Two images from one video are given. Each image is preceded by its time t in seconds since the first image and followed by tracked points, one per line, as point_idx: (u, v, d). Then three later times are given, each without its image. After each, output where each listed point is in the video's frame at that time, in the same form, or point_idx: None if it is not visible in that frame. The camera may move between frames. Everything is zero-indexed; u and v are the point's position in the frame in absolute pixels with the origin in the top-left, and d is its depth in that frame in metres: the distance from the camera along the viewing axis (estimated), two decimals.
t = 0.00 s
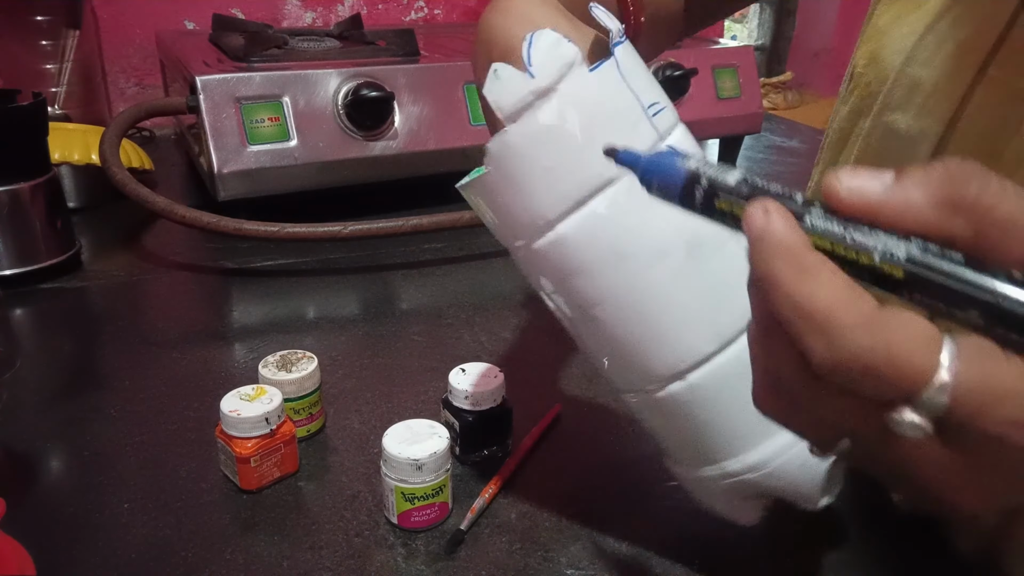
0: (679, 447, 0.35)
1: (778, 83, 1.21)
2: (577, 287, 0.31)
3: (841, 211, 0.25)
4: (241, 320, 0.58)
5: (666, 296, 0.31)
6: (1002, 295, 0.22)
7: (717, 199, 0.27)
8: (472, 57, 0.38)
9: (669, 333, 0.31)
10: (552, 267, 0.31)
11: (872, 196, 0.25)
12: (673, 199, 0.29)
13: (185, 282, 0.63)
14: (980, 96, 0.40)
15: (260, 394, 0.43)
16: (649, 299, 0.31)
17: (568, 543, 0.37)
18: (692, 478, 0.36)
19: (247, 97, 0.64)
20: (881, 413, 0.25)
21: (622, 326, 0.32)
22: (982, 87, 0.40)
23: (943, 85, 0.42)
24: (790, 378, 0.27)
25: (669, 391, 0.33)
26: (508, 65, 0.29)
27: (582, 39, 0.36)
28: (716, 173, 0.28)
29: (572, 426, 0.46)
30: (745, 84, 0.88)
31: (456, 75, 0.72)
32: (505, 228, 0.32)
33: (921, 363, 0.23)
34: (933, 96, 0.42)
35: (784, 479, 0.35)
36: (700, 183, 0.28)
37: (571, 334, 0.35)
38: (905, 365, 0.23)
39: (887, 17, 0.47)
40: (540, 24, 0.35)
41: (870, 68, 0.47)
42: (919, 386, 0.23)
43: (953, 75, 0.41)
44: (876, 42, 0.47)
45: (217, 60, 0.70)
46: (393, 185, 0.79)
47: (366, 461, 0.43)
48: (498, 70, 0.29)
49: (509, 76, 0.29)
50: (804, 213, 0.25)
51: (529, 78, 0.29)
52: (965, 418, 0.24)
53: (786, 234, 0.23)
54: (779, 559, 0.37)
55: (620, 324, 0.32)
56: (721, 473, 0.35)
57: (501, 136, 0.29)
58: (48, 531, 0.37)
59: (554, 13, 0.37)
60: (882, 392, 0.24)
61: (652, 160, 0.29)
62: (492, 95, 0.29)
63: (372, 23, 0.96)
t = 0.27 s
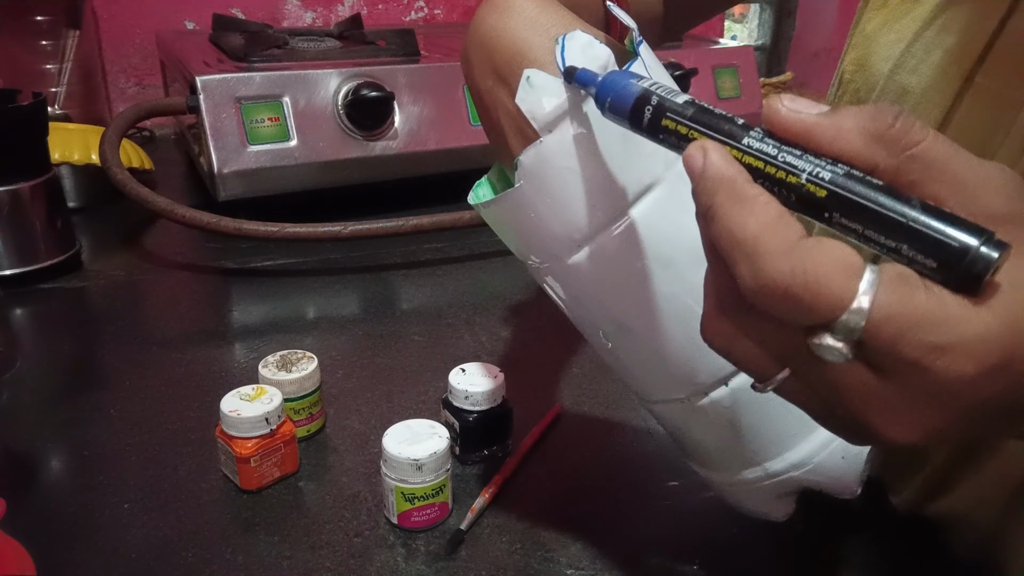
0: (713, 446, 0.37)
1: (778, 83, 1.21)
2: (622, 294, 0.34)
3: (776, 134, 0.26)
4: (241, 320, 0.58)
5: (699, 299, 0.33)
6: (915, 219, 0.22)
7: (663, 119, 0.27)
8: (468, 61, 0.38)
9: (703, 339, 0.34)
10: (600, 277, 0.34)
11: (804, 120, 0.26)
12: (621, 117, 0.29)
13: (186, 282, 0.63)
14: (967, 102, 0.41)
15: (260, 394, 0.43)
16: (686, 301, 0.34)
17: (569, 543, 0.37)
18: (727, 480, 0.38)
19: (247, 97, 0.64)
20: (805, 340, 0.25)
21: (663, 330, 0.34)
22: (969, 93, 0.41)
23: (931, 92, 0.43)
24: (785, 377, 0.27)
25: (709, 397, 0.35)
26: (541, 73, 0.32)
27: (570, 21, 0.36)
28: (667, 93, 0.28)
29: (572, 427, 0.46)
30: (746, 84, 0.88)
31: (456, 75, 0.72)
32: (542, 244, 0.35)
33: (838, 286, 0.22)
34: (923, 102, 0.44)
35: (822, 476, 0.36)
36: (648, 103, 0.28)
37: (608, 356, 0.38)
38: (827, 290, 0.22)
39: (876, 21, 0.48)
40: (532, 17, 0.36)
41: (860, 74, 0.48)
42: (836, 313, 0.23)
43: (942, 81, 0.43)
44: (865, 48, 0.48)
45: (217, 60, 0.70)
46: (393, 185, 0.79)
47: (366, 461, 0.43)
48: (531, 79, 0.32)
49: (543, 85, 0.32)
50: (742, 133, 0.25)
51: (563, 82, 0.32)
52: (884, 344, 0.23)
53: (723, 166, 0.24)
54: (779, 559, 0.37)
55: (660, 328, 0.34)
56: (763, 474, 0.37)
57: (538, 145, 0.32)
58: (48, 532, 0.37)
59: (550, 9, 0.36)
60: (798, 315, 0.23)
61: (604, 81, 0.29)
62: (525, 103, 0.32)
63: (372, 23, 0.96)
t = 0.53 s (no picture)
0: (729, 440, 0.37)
1: (778, 83, 1.21)
2: (638, 286, 0.34)
3: (806, 167, 0.26)
4: (241, 320, 0.58)
5: (711, 288, 0.34)
6: (948, 256, 0.22)
7: (696, 148, 0.28)
8: (470, 60, 0.38)
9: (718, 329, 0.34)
10: (615, 270, 0.34)
11: (834, 154, 0.26)
12: (656, 146, 0.30)
13: (186, 282, 0.63)
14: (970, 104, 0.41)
15: (260, 394, 0.42)
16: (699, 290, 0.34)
17: (569, 543, 0.37)
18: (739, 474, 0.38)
19: (247, 97, 0.64)
20: (834, 372, 0.25)
21: (677, 320, 0.34)
22: (971, 96, 0.41)
23: (933, 94, 0.43)
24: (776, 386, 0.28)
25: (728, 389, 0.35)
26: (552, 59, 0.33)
27: (572, 14, 0.36)
28: (699, 122, 0.28)
29: (572, 427, 0.46)
30: (746, 84, 0.88)
31: (456, 75, 0.72)
32: (560, 237, 0.34)
33: (868, 323, 0.23)
34: (926, 104, 0.43)
35: (843, 467, 0.37)
36: (680, 132, 0.29)
37: (624, 355, 0.37)
38: (858, 327, 0.23)
39: (878, 24, 0.48)
40: (535, 13, 0.36)
41: (861, 75, 0.48)
42: (867, 349, 0.23)
43: (945, 83, 0.42)
44: (867, 50, 0.48)
45: (218, 60, 0.70)
46: (392, 185, 0.78)
47: (366, 461, 0.43)
48: (543, 64, 0.32)
49: (554, 70, 0.32)
50: (774, 164, 0.26)
51: (575, 71, 0.32)
52: (913, 376, 0.23)
53: (754, 197, 0.24)
54: (779, 558, 0.37)
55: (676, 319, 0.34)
56: (786, 467, 0.36)
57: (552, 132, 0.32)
58: (48, 532, 0.37)
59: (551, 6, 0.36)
60: (826, 349, 0.24)
61: (637, 108, 0.30)
62: (538, 88, 0.33)
63: (372, 23, 0.96)
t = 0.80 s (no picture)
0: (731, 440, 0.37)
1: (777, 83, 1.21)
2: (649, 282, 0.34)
3: (774, 115, 0.25)
4: (241, 320, 0.58)
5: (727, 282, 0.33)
6: (905, 206, 0.21)
7: (660, 103, 0.27)
8: (472, 57, 0.38)
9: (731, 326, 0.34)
10: (625, 265, 0.34)
11: (800, 102, 0.25)
12: (620, 101, 0.29)
13: (186, 282, 0.63)
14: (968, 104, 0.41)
15: (260, 394, 0.43)
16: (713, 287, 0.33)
17: (569, 543, 0.37)
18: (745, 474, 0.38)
19: (247, 97, 0.64)
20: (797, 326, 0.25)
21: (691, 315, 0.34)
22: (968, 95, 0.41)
23: (932, 93, 0.43)
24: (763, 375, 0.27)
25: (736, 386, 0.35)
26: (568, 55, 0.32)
27: (577, 14, 0.36)
28: (663, 78, 0.28)
29: (572, 427, 0.46)
30: (745, 84, 0.88)
31: (456, 75, 0.72)
32: (569, 233, 0.34)
33: (825, 270, 0.22)
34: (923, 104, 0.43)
35: (846, 462, 0.37)
36: (644, 87, 0.28)
37: (631, 352, 0.38)
38: (813, 275, 0.22)
39: (875, 24, 0.48)
40: (540, 12, 0.36)
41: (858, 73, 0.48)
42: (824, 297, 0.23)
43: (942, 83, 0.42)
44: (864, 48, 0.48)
45: (217, 60, 0.70)
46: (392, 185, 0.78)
47: (366, 461, 0.43)
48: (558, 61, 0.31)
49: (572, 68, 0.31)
50: (736, 115, 0.25)
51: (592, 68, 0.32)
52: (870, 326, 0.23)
53: (716, 147, 0.24)
54: (778, 558, 0.37)
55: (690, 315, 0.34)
56: (788, 462, 0.36)
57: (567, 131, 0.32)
58: (48, 532, 0.37)
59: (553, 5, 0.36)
60: (785, 301, 0.23)
61: (603, 64, 0.29)
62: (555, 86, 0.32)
63: (372, 23, 0.96)
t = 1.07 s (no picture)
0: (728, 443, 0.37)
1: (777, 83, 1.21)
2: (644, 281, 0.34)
3: (734, 162, 0.26)
4: (241, 320, 0.58)
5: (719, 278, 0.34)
6: (869, 259, 0.22)
7: (626, 150, 0.27)
8: (463, 59, 0.38)
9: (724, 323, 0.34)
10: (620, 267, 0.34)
11: (762, 147, 0.25)
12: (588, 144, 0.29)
13: (186, 282, 0.63)
14: (961, 104, 0.42)
15: (260, 394, 0.43)
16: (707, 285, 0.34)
17: (569, 544, 0.37)
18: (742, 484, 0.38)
19: (247, 97, 0.64)
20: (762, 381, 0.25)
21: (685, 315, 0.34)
22: (961, 95, 0.42)
23: (922, 94, 0.43)
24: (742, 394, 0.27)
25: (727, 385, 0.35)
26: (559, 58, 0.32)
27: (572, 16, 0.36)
28: (628, 121, 0.27)
29: (571, 428, 0.46)
30: (745, 84, 0.88)
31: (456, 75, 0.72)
32: (559, 238, 0.35)
33: (788, 328, 0.23)
34: (915, 104, 0.43)
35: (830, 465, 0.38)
36: (610, 131, 0.27)
37: (626, 354, 0.38)
38: (777, 333, 0.23)
39: (868, 24, 0.48)
40: (532, 14, 0.36)
41: (851, 75, 0.48)
42: (791, 355, 0.23)
43: (935, 82, 0.42)
44: (856, 50, 0.48)
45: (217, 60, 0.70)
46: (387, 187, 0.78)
47: (366, 461, 0.43)
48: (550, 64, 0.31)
49: (563, 69, 0.31)
50: (701, 160, 0.26)
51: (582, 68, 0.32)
52: (835, 382, 0.24)
53: (679, 196, 0.25)
54: (778, 558, 0.37)
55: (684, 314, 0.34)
56: (782, 468, 0.37)
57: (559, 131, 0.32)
58: (48, 531, 0.37)
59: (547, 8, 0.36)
60: (751, 357, 0.24)
61: (570, 107, 0.29)
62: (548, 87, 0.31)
63: (372, 23, 0.96)
